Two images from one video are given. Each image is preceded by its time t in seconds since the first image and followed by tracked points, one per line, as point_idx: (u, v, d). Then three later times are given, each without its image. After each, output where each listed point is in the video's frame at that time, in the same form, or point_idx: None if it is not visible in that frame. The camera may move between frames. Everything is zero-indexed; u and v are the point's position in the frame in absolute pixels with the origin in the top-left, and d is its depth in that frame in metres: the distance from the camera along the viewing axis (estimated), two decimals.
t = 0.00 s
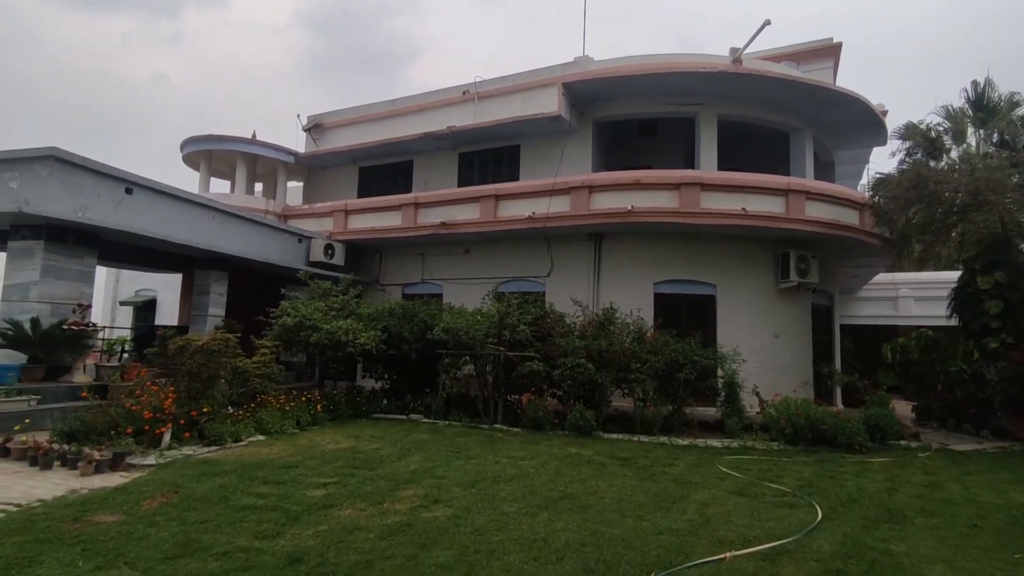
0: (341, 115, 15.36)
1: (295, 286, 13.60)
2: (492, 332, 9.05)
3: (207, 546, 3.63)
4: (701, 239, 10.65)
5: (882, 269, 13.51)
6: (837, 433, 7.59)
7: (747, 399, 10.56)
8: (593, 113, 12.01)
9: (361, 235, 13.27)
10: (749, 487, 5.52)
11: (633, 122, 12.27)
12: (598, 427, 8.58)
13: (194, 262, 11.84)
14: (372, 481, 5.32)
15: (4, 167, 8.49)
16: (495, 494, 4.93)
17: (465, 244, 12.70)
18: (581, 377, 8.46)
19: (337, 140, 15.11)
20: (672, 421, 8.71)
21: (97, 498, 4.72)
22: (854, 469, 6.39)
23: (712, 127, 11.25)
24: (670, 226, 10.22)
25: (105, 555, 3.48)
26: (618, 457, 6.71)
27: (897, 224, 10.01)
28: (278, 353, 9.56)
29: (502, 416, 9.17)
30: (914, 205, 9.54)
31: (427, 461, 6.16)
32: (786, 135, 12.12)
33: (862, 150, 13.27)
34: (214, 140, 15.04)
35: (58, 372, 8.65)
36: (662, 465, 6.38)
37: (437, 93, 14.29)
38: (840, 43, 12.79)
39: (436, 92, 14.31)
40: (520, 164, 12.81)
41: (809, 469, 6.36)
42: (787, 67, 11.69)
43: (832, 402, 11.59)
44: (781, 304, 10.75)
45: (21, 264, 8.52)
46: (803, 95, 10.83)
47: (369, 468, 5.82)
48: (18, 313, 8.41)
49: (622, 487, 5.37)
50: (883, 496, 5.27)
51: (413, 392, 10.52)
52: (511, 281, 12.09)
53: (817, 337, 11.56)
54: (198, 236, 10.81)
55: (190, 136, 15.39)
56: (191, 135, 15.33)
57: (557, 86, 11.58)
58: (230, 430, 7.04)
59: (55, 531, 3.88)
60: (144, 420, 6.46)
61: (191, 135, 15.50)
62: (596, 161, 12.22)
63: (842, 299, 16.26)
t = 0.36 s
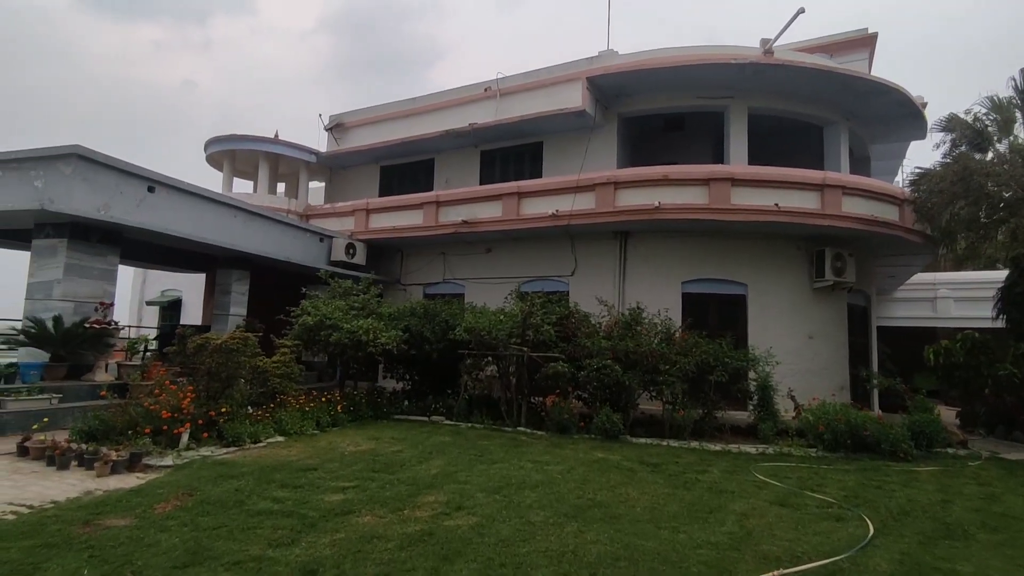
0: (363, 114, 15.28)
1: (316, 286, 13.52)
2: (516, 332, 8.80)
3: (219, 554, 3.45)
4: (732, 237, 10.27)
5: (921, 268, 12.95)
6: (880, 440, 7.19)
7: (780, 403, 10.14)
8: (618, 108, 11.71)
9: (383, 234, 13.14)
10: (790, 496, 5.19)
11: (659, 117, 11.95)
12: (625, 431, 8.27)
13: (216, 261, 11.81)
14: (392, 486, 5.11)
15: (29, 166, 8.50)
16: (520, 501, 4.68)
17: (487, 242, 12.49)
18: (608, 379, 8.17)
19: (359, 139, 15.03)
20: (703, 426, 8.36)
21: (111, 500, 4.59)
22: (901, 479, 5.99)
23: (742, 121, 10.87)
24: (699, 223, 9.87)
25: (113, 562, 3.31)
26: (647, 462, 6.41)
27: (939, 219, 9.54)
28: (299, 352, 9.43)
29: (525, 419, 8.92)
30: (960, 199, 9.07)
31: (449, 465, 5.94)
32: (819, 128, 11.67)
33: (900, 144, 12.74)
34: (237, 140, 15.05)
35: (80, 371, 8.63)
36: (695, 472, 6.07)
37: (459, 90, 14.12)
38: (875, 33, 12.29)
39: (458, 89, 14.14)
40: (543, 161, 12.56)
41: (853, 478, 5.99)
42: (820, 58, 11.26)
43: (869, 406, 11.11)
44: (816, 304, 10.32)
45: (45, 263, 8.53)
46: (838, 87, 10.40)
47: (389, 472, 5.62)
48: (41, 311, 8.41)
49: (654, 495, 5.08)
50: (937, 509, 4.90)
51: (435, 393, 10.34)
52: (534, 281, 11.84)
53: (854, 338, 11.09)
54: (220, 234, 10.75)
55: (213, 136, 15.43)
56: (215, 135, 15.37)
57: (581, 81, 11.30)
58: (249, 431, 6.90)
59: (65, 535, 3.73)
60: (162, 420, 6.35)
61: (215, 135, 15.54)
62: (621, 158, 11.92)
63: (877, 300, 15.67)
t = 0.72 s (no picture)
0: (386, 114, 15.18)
1: (339, 286, 13.42)
2: (541, 334, 8.54)
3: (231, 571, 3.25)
4: (766, 235, 9.87)
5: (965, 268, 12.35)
6: (929, 450, 6.75)
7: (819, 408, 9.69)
8: (646, 103, 11.38)
9: (405, 235, 12.98)
10: (838, 511, 4.83)
11: (689, 112, 11.58)
12: (656, 437, 7.94)
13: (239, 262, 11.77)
14: (414, 495, 4.88)
15: (55, 167, 8.52)
16: (548, 514, 4.41)
17: (511, 242, 12.25)
18: (638, 383, 7.85)
19: (382, 139, 14.92)
20: (737, 432, 8.00)
21: (125, 508, 4.45)
22: (957, 493, 5.58)
23: (776, 115, 10.45)
24: (731, 221, 9.49)
25: None
26: (680, 472, 6.10)
27: (989, 216, 9.02)
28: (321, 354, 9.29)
29: (551, 423, 8.66)
30: (1013, 194, 8.56)
31: (473, 473, 5.70)
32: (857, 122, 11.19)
33: (943, 138, 12.16)
34: (261, 141, 15.06)
35: (104, 372, 8.61)
36: (732, 483, 5.73)
37: (482, 88, 13.92)
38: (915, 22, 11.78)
39: (481, 87, 13.94)
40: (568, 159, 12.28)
41: (903, 490, 5.60)
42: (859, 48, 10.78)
43: (912, 412, 10.60)
44: (855, 305, 9.85)
45: (70, 263, 8.53)
46: (878, 77, 9.92)
47: (411, 479, 5.40)
48: (66, 312, 8.41)
49: (691, 509, 4.77)
50: (1003, 528, 4.50)
51: (458, 396, 10.14)
52: (559, 281, 11.57)
53: (895, 341, 10.58)
54: (242, 234, 10.69)
55: (238, 137, 15.48)
56: (239, 137, 15.41)
57: (607, 75, 11.00)
58: (269, 434, 6.75)
59: (74, 547, 3.58)
60: (181, 423, 6.24)
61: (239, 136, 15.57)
62: (649, 154, 11.58)
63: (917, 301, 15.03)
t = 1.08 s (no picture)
0: (406, 114, 15.12)
1: (359, 286, 13.36)
2: (563, 334, 8.34)
3: None
4: (796, 232, 9.54)
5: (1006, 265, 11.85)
6: (975, 457, 6.40)
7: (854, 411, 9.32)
8: (670, 98, 11.12)
9: (425, 234, 12.87)
10: (881, 521, 4.56)
11: (714, 107, 11.29)
12: (683, 440, 7.69)
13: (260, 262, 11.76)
14: (433, 499, 4.73)
15: (79, 167, 8.56)
16: (574, 522, 4.21)
17: (532, 241, 12.07)
18: (664, 384, 7.60)
19: (401, 138, 14.86)
20: (767, 436, 7.70)
21: (141, 511, 4.37)
22: (1008, 502, 5.26)
23: (805, 107, 10.12)
24: (760, 217, 9.19)
25: None
26: (710, 477, 5.86)
27: None
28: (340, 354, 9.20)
29: (574, 425, 8.45)
30: None
31: (495, 476, 5.53)
32: (891, 114, 10.80)
33: (982, 130, 11.68)
34: (282, 141, 15.08)
35: (126, 371, 8.61)
36: (766, 489, 5.47)
37: (502, 85, 13.78)
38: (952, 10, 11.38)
39: (501, 84, 13.80)
40: (589, 155, 12.06)
41: (949, 499, 5.29)
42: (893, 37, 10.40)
43: (951, 415, 10.16)
44: (891, 304, 9.47)
45: (93, 262, 8.56)
46: (914, 67, 9.54)
47: (431, 483, 5.24)
48: (89, 312, 8.43)
49: (723, 517, 4.54)
50: None
51: (479, 397, 9.99)
52: (581, 280, 11.35)
53: (933, 342, 10.16)
54: (263, 234, 10.66)
55: (259, 138, 15.53)
56: (260, 138, 15.46)
57: (630, 69, 10.76)
58: (288, 435, 6.66)
59: (87, 552, 3.48)
60: (200, 423, 6.17)
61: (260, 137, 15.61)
62: (673, 150, 11.31)
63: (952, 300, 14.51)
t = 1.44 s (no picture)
0: (436, 114, 14.94)
1: (388, 288, 13.18)
2: (599, 338, 7.95)
3: None
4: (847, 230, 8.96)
5: None
6: None
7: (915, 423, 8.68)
8: (709, 91, 10.63)
9: (455, 235, 12.61)
10: (963, 550, 4.06)
11: (756, 99, 10.78)
12: (728, 452, 7.22)
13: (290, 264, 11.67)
14: (463, 515, 4.41)
15: (111, 168, 8.54)
16: (617, 545, 3.84)
17: (565, 242, 11.70)
18: (707, 392, 7.16)
19: (431, 139, 14.66)
20: (820, 448, 7.18)
21: (157, 522, 4.15)
22: None
23: (857, 97, 9.53)
24: (809, 214, 8.64)
25: None
26: (762, 494, 5.40)
27: None
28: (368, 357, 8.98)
29: (611, 434, 8.06)
30: None
31: (529, 490, 5.18)
32: (949, 103, 10.11)
33: None
34: (312, 143, 15.02)
35: (155, 374, 8.54)
36: (825, 510, 5.00)
37: (534, 82, 13.46)
38: None
39: (532, 81, 13.49)
40: (625, 152, 11.64)
41: None
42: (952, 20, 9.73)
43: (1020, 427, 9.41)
44: (953, 307, 8.80)
45: (124, 263, 8.51)
46: (978, 51, 8.87)
47: (461, 496, 4.93)
48: (120, 313, 8.38)
49: (782, 542, 4.11)
50: None
51: (511, 403, 9.66)
52: (617, 282, 10.92)
53: (1000, 348, 9.43)
54: (292, 235, 10.54)
55: (290, 140, 15.53)
56: (291, 140, 15.44)
57: (668, 61, 10.32)
58: (314, 441, 6.44)
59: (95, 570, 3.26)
60: (224, 428, 5.98)
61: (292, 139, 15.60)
62: (713, 145, 10.82)
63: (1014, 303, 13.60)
